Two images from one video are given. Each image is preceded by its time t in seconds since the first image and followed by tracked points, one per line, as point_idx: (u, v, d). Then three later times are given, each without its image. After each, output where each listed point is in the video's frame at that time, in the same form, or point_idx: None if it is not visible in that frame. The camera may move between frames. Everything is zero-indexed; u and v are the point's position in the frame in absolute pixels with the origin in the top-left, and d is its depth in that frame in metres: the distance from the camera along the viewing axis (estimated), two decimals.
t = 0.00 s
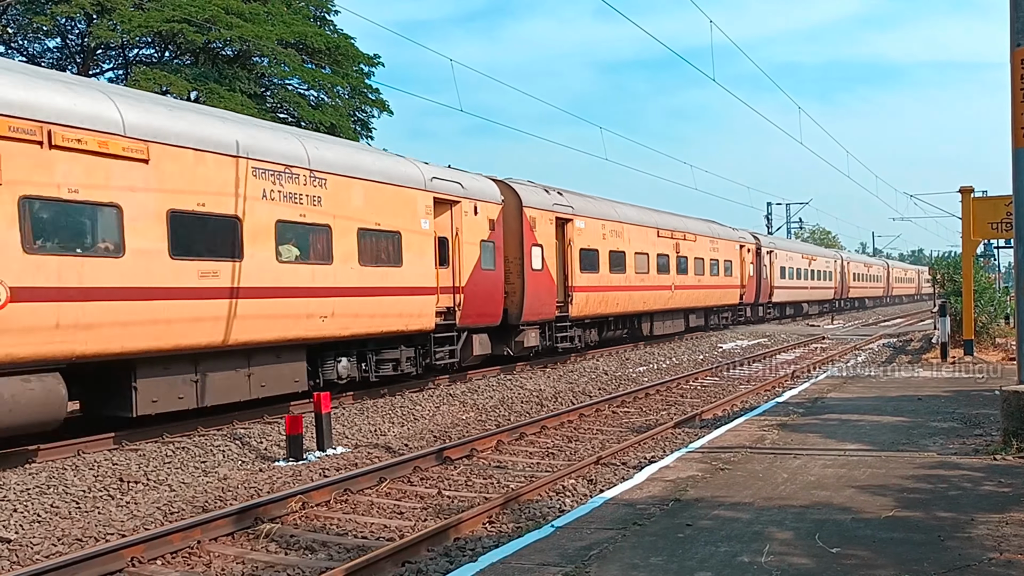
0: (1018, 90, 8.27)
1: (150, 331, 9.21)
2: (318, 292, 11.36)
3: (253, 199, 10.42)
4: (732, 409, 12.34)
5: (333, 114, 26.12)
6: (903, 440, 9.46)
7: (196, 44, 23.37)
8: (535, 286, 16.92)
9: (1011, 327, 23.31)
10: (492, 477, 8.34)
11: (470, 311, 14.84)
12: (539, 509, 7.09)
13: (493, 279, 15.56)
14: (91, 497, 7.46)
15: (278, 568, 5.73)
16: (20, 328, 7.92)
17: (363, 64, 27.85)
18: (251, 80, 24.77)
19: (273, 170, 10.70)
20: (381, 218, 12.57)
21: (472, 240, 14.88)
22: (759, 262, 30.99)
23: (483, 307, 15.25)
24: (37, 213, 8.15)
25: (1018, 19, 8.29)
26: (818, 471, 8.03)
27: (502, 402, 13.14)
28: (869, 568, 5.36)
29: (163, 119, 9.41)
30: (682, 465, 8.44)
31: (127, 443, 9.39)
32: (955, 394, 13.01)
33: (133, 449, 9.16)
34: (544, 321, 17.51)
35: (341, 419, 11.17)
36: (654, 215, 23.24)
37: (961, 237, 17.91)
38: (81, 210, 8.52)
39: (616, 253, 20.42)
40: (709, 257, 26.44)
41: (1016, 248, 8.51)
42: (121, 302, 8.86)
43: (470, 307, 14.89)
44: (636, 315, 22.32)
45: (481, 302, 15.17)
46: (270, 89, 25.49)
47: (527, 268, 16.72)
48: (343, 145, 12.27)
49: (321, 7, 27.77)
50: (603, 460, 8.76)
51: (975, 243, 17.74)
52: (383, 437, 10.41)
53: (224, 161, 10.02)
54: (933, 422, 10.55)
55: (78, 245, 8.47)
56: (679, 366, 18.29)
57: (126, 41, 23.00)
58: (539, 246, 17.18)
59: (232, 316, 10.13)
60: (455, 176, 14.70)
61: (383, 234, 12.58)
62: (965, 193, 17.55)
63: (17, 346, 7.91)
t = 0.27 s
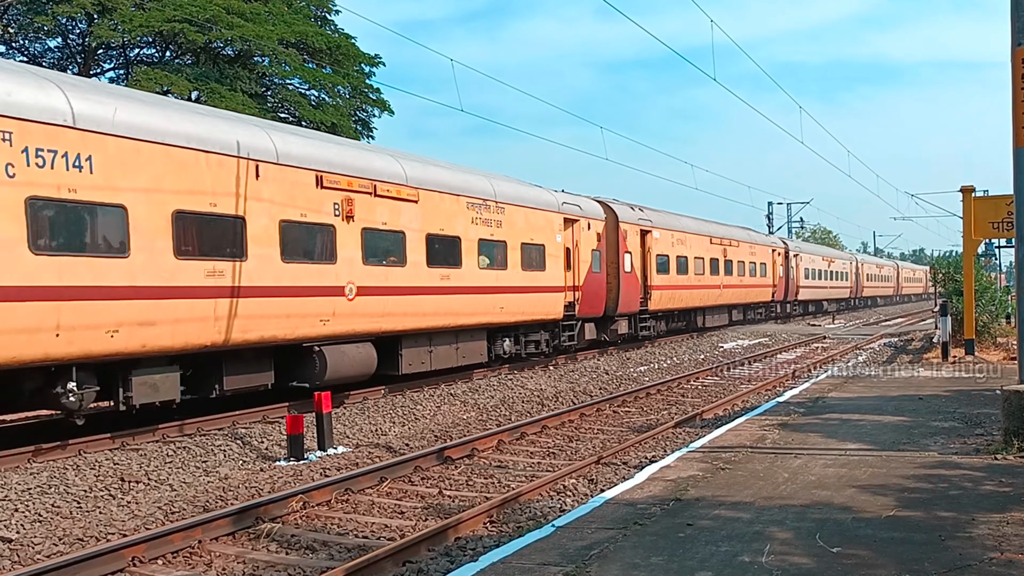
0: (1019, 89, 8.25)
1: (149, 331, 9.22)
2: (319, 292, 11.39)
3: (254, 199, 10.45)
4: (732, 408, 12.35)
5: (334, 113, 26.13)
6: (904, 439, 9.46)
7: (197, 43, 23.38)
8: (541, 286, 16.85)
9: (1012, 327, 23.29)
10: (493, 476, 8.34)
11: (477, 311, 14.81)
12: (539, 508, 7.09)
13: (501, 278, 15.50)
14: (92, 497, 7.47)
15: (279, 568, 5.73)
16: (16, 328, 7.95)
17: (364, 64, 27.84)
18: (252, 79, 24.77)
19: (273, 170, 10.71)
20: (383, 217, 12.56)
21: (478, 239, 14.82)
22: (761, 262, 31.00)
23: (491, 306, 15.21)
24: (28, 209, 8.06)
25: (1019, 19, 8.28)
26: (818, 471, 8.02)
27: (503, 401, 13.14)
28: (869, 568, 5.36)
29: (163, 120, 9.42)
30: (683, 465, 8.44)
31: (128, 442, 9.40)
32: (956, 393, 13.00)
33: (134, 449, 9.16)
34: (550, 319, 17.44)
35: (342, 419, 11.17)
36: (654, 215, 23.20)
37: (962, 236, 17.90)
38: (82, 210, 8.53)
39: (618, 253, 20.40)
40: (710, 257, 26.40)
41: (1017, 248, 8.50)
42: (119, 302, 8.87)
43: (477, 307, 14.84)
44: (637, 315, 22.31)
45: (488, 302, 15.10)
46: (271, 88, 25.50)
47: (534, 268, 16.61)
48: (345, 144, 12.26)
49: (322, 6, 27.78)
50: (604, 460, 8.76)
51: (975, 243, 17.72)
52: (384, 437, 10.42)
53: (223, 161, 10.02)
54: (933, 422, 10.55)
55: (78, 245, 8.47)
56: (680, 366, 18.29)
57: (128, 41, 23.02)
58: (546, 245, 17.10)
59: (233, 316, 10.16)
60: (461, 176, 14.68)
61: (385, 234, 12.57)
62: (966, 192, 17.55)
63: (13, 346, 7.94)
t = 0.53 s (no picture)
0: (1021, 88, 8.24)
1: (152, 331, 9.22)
2: (319, 292, 11.49)
3: (254, 200, 10.55)
4: (733, 408, 12.34)
5: (335, 113, 26.12)
6: (905, 439, 9.45)
7: (198, 43, 23.38)
8: (541, 285, 16.88)
9: (1014, 327, 23.30)
10: (494, 476, 8.34)
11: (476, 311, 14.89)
12: (539, 508, 7.09)
13: (499, 278, 15.53)
14: (93, 497, 7.48)
15: (279, 568, 5.73)
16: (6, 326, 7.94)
17: (365, 64, 27.84)
18: (253, 79, 24.77)
19: (269, 170, 10.77)
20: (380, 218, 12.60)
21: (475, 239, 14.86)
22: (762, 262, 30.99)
23: (489, 307, 15.29)
24: None
25: (1019, 19, 8.27)
26: (820, 471, 8.02)
27: (504, 401, 13.14)
28: (870, 568, 5.35)
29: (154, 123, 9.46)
30: (683, 465, 8.44)
31: (129, 443, 9.40)
32: (957, 393, 13.00)
33: (134, 449, 9.16)
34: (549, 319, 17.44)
35: (343, 419, 11.17)
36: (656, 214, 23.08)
37: (964, 236, 17.89)
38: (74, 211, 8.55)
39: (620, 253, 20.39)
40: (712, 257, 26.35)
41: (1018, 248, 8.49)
42: (112, 304, 8.86)
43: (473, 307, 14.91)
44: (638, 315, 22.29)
45: (485, 302, 15.18)
46: (272, 89, 25.50)
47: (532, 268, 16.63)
48: (342, 144, 12.31)
49: (323, 6, 27.77)
50: (605, 460, 8.76)
51: (977, 242, 17.71)
52: (385, 437, 10.43)
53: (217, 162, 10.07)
54: (935, 422, 10.54)
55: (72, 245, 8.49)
56: (681, 366, 18.28)
57: (128, 41, 23.02)
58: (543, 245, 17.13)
59: (233, 315, 10.25)
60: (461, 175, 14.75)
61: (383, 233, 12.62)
62: (967, 192, 17.53)
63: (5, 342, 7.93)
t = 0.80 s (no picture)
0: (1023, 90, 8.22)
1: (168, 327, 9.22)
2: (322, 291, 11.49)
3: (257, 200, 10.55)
4: (735, 408, 12.33)
5: (337, 113, 26.14)
6: (907, 439, 9.45)
7: (200, 43, 23.39)
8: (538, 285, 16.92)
9: (1016, 326, 23.28)
10: (495, 476, 8.34)
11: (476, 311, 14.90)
12: (541, 508, 7.09)
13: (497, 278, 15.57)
14: (95, 496, 7.48)
15: (281, 568, 5.73)
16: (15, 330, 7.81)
17: (366, 64, 27.85)
18: (254, 79, 24.79)
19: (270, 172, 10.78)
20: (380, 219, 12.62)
21: (472, 240, 14.90)
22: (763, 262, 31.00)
23: (487, 308, 15.32)
24: None
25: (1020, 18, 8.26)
26: (821, 471, 8.02)
27: (506, 401, 13.14)
28: (872, 568, 5.35)
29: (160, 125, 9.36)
30: (684, 465, 8.44)
31: (130, 443, 9.39)
32: (959, 393, 12.99)
33: (136, 449, 9.17)
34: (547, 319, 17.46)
35: (344, 419, 11.17)
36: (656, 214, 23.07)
37: (965, 236, 17.87)
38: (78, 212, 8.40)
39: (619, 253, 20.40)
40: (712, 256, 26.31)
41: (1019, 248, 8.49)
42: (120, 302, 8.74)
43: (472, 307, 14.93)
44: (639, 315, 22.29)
45: (484, 301, 15.20)
46: (273, 88, 25.53)
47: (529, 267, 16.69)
48: (339, 149, 12.35)
49: (325, 6, 27.78)
50: (606, 460, 8.75)
51: (978, 242, 17.69)
52: (386, 437, 10.43)
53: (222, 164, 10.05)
54: (936, 422, 10.53)
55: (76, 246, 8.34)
56: (682, 366, 18.27)
57: (130, 41, 23.04)
58: (541, 245, 17.16)
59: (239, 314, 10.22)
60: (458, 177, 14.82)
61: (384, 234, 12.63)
62: (969, 192, 17.52)
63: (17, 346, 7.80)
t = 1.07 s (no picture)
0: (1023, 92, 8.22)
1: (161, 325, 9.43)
2: (323, 291, 11.49)
3: (258, 198, 10.56)
4: (736, 408, 12.33)
5: (337, 113, 26.14)
6: (908, 439, 9.45)
7: (201, 44, 23.40)
8: (539, 285, 16.88)
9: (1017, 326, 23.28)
10: (496, 476, 8.34)
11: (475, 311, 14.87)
12: (543, 508, 7.09)
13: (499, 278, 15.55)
14: (96, 496, 7.49)
15: (283, 568, 5.74)
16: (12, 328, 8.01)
17: (367, 64, 27.84)
18: (255, 80, 24.79)
19: (272, 172, 10.79)
20: (382, 219, 12.60)
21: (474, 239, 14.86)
22: (764, 262, 30.99)
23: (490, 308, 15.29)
24: None
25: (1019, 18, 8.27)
26: (822, 471, 8.02)
27: (507, 401, 13.14)
28: (873, 568, 5.35)
29: (160, 125, 9.46)
30: (685, 465, 8.44)
31: (131, 443, 9.39)
32: (960, 393, 12.99)
33: (138, 449, 9.17)
34: (549, 320, 17.44)
35: (345, 419, 11.17)
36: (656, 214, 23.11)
37: (966, 236, 17.87)
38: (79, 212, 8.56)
39: (620, 253, 20.37)
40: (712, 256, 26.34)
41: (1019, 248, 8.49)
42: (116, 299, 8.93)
43: (472, 307, 14.91)
44: (639, 315, 22.26)
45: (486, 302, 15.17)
46: (274, 89, 25.54)
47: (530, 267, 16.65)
48: (342, 149, 12.33)
49: (326, 6, 27.77)
50: (607, 460, 8.75)
51: (980, 242, 17.68)
52: (387, 437, 10.44)
53: (223, 163, 10.09)
54: (938, 422, 10.53)
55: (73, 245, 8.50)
56: (683, 366, 18.27)
57: (131, 41, 23.04)
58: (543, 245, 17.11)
59: (235, 313, 10.27)
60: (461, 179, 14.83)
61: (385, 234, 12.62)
62: (970, 192, 17.52)
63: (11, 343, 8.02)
